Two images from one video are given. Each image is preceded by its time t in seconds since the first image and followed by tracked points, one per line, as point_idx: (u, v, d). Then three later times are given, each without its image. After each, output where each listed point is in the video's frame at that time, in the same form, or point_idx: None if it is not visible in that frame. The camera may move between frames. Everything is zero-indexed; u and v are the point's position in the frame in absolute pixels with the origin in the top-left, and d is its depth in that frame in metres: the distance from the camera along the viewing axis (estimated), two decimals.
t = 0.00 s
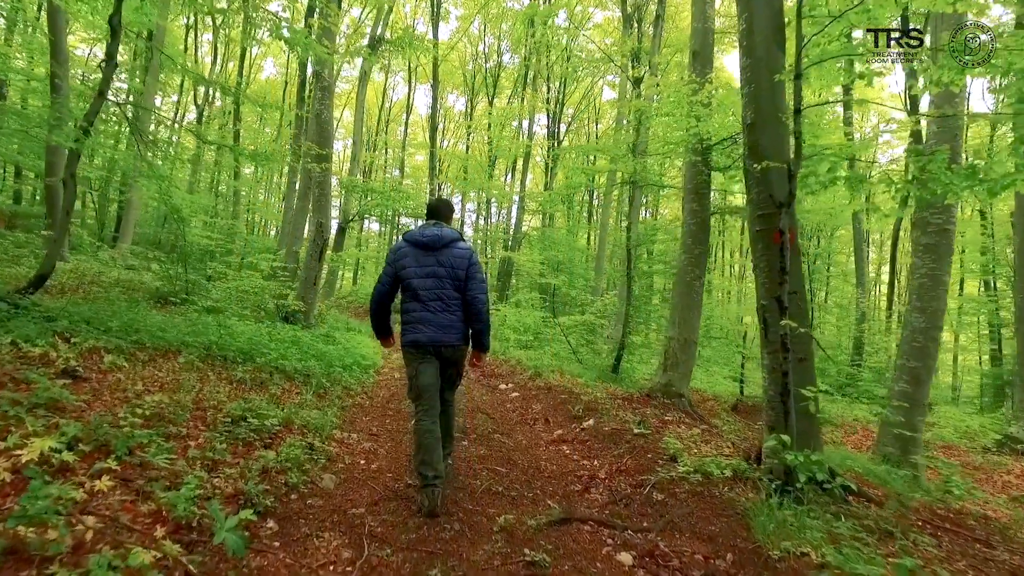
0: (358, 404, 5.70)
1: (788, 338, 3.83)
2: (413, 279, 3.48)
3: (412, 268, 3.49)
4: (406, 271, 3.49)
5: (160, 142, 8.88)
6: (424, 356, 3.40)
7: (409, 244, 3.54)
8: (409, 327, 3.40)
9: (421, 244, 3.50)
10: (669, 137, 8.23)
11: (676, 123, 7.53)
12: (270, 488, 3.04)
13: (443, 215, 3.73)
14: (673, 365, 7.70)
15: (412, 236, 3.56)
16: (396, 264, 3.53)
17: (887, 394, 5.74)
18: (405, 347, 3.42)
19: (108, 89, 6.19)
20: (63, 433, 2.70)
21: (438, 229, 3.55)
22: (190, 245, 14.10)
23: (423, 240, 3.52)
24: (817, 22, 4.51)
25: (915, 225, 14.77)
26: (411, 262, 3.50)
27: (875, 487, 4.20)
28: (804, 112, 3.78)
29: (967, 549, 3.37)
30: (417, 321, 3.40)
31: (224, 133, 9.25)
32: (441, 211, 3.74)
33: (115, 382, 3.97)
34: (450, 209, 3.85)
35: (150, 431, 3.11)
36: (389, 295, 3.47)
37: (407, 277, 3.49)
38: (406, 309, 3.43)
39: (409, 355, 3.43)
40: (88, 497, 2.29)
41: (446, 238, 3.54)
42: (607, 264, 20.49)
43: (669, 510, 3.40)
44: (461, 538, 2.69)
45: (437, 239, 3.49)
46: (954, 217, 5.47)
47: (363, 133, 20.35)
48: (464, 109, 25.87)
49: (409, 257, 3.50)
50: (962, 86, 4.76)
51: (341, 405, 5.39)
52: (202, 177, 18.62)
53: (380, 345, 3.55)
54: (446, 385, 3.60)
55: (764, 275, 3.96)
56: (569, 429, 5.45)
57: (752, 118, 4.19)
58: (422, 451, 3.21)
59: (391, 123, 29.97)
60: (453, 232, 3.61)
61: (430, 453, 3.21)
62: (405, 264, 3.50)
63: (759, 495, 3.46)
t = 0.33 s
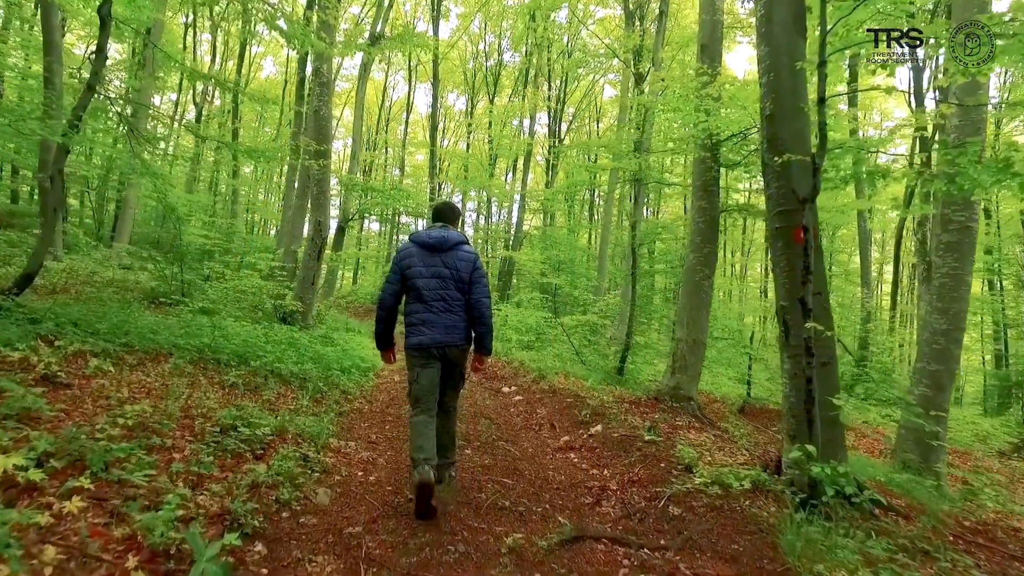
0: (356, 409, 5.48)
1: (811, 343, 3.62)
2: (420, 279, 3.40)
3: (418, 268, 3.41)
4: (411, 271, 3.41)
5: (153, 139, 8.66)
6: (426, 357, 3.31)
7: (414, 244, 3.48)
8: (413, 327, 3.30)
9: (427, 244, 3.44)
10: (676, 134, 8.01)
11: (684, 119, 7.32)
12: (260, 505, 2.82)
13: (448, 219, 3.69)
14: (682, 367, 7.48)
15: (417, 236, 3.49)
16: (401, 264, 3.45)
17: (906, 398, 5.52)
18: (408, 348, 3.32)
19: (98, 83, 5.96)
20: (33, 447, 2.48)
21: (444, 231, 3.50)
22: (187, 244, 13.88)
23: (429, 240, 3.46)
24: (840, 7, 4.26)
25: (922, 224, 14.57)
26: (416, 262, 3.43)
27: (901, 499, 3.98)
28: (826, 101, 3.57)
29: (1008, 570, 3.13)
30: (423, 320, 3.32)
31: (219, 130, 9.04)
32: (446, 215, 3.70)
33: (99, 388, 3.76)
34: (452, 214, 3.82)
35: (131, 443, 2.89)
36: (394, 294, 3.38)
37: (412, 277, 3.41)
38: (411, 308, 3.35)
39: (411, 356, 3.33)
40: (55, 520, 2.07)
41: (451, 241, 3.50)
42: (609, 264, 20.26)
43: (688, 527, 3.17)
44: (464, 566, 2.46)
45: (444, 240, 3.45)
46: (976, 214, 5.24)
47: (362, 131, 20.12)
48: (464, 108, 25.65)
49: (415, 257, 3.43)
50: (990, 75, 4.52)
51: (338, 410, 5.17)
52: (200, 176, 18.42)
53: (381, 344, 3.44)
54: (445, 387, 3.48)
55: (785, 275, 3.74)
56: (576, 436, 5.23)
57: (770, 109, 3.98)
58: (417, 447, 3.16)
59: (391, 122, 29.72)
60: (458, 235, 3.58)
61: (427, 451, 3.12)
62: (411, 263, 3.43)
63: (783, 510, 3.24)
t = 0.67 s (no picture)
0: (353, 418, 5.27)
1: (834, 351, 3.45)
2: (422, 278, 3.45)
3: (420, 267, 3.46)
4: (413, 270, 3.46)
5: (148, 135, 8.45)
6: (430, 355, 3.39)
7: (416, 242, 3.52)
8: (417, 326, 3.36)
9: (429, 243, 3.48)
10: (683, 132, 7.82)
11: (692, 115, 7.12)
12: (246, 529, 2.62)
13: (447, 217, 3.73)
14: (689, 371, 7.25)
15: (418, 235, 3.53)
16: (403, 263, 3.49)
17: (924, 406, 5.31)
18: (412, 346, 3.39)
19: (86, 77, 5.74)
20: None
21: (445, 230, 3.55)
22: (182, 244, 13.67)
23: (430, 240, 3.51)
24: None
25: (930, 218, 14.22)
26: (418, 261, 3.47)
27: (927, 516, 3.77)
28: (849, 95, 3.37)
29: None
30: (427, 319, 3.39)
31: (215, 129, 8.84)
32: (445, 213, 3.74)
33: (78, 400, 3.55)
34: (450, 212, 3.86)
35: (107, 462, 2.69)
36: (396, 293, 3.42)
37: (414, 276, 3.46)
38: (414, 308, 3.40)
39: (415, 354, 3.41)
40: (10, 557, 1.87)
41: (453, 240, 3.55)
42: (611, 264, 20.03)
43: (705, 550, 2.96)
44: None
45: (445, 239, 3.49)
46: (998, 214, 5.03)
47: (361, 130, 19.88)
48: (464, 106, 25.41)
49: (417, 257, 3.47)
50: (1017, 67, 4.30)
51: (334, 419, 4.97)
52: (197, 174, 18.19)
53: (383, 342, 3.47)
54: (444, 387, 3.46)
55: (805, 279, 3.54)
56: (582, 445, 5.03)
57: (789, 104, 3.77)
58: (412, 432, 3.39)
59: (390, 120, 29.50)
60: (458, 233, 3.63)
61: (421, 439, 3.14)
62: (413, 262, 3.47)
63: (805, 532, 3.04)
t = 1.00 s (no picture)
0: (347, 421, 5.04)
1: (861, 353, 3.22)
2: (421, 280, 3.32)
3: (419, 267, 3.32)
4: (412, 270, 3.31)
5: (143, 131, 8.19)
6: (430, 358, 3.30)
7: (413, 241, 3.35)
8: (418, 329, 3.24)
9: (428, 243, 3.33)
10: (690, 126, 7.59)
11: (700, 108, 6.88)
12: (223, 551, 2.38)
13: (441, 213, 3.57)
14: (696, 372, 7.00)
15: (416, 234, 3.37)
16: (400, 262, 3.33)
17: (947, 410, 5.06)
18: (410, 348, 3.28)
19: (68, 63, 5.48)
20: None
21: (444, 228, 3.39)
22: (175, 241, 13.40)
23: (429, 239, 3.35)
24: None
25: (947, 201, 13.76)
26: (417, 261, 3.32)
27: (960, 530, 3.53)
28: (877, 79, 3.14)
29: None
30: (427, 322, 3.27)
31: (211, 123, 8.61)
32: (439, 208, 3.57)
33: (50, 404, 3.31)
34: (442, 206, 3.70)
35: (71, 475, 2.45)
36: (395, 294, 3.26)
37: (413, 276, 3.31)
38: (414, 310, 3.27)
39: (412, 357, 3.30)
40: None
41: (452, 240, 3.40)
42: (613, 262, 19.76)
43: (726, 568, 2.72)
44: None
45: (445, 239, 3.35)
46: None
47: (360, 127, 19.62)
48: (464, 104, 25.15)
49: (415, 257, 3.32)
50: None
51: (326, 423, 4.73)
52: (194, 172, 17.96)
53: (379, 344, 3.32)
54: (440, 388, 3.31)
55: (830, 276, 3.32)
56: (586, 451, 4.80)
57: (810, 88, 3.53)
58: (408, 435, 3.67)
59: (390, 118, 29.25)
60: (456, 231, 3.49)
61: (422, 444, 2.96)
62: (411, 262, 3.31)
63: (833, 550, 2.80)
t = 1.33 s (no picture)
0: (340, 426, 4.81)
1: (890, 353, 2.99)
2: (411, 286, 3.30)
3: (409, 274, 3.31)
4: (403, 278, 3.30)
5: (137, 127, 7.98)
6: (423, 364, 3.24)
7: (404, 250, 3.36)
8: (408, 335, 3.21)
9: (417, 250, 3.33)
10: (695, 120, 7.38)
11: (706, 100, 6.68)
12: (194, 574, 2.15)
13: (434, 222, 3.56)
14: (704, 374, 6.77)
15: (406, 242, 3.37)
16: (391, 271, 3.33)
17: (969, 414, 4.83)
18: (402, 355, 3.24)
19: (49, 51, 5.25)
20: None
21: (433, 235, 3.38)
22: (171, 239, 13.22)
23: (418, 246, 3.35)
24: None
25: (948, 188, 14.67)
26: (407, 269, 3.32)
27: (994, 545, 3.29)
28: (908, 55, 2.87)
29: None
30: (416, 327, 3.23)
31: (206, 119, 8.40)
32: (431, 219, 3.57)
33: (15, 409, 3.09)
34: (437, 218, 3.70)
35: (25, 491, 2.22)
36: (387, 303, 3.25)
37: (404, 284, 3.30)
38: (405, 317, 3.24)
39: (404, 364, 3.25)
40: None
41: (442, 246, 3.38)
42: (615, 261, 19.54)
43: None
44: None
45: (434, 245, 3.33)
46: None
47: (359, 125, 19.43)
48: (464, 102, 24.96)
49: (406, 264, 3.32)
50: None
51: (317, 429, 4.50)
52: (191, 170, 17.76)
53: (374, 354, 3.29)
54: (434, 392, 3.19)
55: (855, 273, 3.09)
56: (591, 458, 4.56)
57: (832, 71, 3.30)
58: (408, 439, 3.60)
59: (389, 117, 29.08)
60: (446, 238, 3.46)
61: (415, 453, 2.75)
62: (402, 270, 3.32)
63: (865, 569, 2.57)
